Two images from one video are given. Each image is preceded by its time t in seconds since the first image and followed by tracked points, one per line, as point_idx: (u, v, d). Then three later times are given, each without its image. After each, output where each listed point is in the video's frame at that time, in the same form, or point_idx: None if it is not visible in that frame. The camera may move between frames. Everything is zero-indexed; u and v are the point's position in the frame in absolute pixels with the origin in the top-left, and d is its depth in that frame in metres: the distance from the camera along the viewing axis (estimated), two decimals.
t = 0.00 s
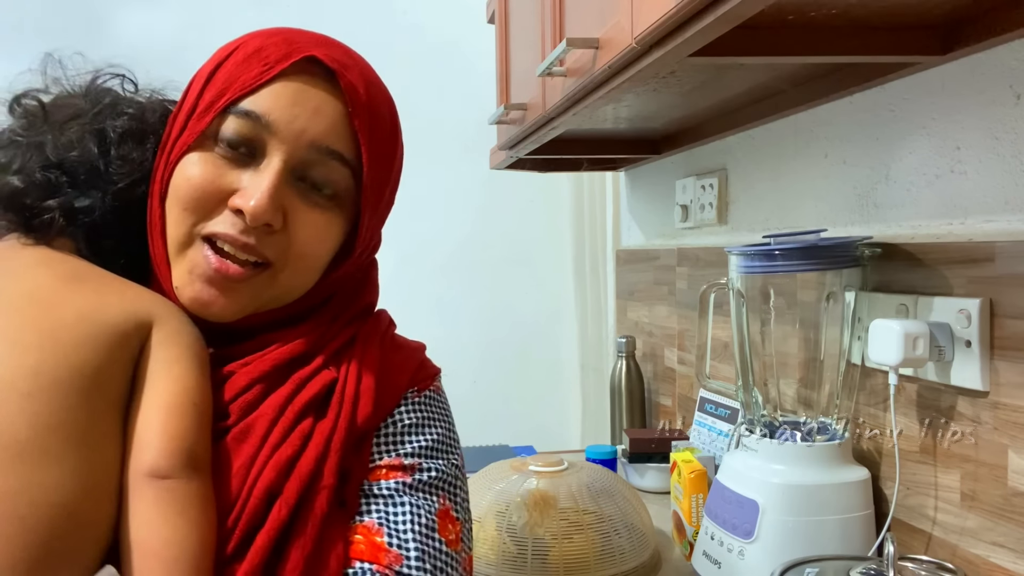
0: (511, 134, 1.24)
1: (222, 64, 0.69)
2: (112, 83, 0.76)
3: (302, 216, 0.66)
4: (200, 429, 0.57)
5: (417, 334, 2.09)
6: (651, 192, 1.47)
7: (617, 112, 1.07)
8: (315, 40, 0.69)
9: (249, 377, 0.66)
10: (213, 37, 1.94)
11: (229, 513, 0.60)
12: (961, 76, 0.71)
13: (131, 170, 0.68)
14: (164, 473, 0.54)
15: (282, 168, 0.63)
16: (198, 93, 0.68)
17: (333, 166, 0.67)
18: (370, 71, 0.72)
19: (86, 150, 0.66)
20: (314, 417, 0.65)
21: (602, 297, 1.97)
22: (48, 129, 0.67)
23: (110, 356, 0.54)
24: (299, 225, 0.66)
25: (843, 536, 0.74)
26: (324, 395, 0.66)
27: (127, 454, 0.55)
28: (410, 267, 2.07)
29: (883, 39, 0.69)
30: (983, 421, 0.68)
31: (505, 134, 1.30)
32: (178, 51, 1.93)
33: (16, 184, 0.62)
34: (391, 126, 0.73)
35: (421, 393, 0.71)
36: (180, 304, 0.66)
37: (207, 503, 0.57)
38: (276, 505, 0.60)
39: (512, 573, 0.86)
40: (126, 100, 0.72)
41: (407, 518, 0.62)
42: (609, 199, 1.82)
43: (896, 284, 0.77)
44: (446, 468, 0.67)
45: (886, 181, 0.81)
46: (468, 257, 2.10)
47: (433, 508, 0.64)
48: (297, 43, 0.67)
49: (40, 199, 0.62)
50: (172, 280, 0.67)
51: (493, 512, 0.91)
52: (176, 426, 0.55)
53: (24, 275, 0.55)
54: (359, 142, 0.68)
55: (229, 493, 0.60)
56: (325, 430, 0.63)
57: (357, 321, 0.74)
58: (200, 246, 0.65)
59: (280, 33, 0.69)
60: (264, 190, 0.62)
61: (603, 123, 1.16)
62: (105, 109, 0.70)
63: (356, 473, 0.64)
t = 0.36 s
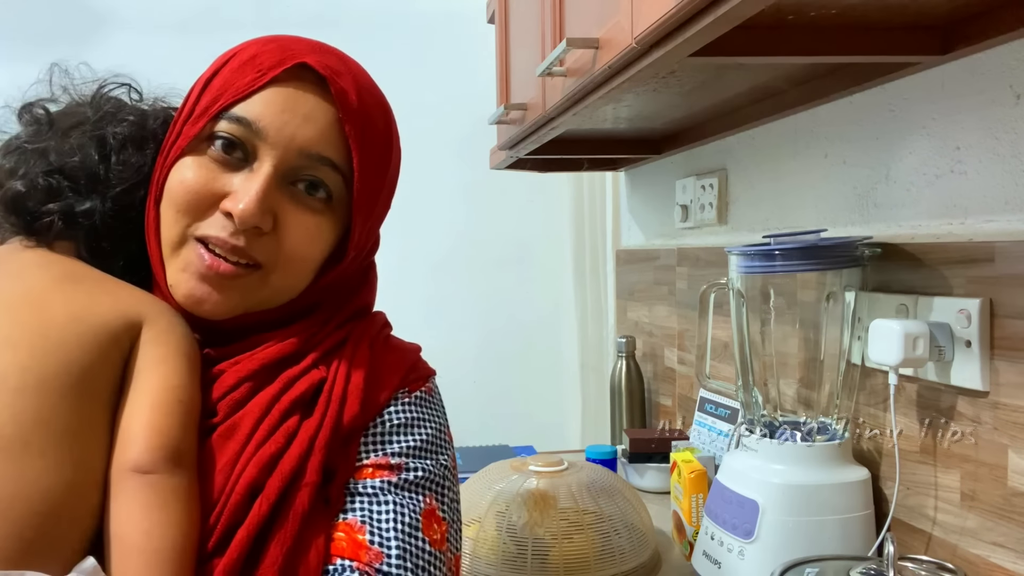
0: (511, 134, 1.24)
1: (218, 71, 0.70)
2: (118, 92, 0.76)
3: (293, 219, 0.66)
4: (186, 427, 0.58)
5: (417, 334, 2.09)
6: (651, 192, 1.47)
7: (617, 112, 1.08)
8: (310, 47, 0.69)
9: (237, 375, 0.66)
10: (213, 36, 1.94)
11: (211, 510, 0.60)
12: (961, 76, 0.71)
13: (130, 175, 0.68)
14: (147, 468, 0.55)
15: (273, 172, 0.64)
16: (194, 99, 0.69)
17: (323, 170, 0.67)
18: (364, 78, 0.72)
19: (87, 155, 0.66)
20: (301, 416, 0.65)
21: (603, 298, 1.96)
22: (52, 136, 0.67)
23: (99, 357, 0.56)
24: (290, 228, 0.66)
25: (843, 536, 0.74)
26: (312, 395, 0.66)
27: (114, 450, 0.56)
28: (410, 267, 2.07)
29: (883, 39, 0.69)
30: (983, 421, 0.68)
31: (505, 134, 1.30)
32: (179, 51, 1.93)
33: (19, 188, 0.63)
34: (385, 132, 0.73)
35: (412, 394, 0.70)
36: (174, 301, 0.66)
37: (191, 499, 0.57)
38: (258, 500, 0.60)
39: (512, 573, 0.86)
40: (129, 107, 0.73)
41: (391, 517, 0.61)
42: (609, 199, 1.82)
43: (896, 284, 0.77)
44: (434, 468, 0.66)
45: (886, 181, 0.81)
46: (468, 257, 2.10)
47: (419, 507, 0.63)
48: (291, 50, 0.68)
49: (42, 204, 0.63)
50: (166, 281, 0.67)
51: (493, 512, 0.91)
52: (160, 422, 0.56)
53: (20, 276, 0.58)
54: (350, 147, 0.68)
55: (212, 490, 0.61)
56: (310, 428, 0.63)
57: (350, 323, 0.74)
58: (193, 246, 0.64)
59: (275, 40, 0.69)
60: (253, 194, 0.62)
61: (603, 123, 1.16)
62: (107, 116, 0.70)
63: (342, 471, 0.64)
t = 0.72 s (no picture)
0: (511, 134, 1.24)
1: (197, 65, 0.71)
2: (101, 94, 0.77)
3: (277, 204, 0.65)
4: (173, 421, 0.58)
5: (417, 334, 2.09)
6: (651, 192, 1.47)
7: (617, 112, 1.07)
8: (289, 36, 0.69)
9: (225, 370, 0.66)
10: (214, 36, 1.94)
11: (201, 507, 0.60)
12: (961, 76, 0.71)
13: (113, 172, 0.69)
14: (135, 463, 0.55)
15: (254, 154, 0.64)
16: (176, 91, 0.69)
17: (305, 154, 0.67)
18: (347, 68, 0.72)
19: (68, 155, 0.67)
20: (291, 409, 0.65)
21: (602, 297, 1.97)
22: (34, 137, 0.68)
23: (88, 354, 0.57)
24: (274, 211, 0.65)
25: (843, 536, 0.74)
26: (302, 388, 0.67)
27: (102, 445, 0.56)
28: (410, 267, 2.07)
29: (884, 39, 0.69)
30: (983, 421, 0.68)
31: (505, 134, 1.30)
32: (180, 51, 1.93)
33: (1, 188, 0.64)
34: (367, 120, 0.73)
35: (402, 386, 0.70)
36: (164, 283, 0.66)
37: (179, 493, 0.57)
38: (249, 494, 0.60)
39: (512, 573, 0.86)
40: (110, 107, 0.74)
41: (384, 509, 0.61)
42: (609, 200, 1.82)
43: (896, 284, 0.77)
44: (426, 459, 0.66)
45: (886, 181, 0.81)
46: (468, 257, 2.10)
47: (411, 498, 0.63)
48: (270, 37, 0.68)
49: (25, 203, 0.64)
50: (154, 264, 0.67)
51: (493, 512, 0.91)
52: (148, 416, 0.56)
53: (12, 277, 0.58)
54: (331, 131, 0.68)
55: (201, 486, 0.60)
56: (300, 421, 0.63)
57: (339, 316, 0.74)
58: (178, 229, 0.64)
59: (254, 30, 0.70)
60: (233, 176, 0.63)
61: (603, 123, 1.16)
62: (88, 115, 0.71)
63: (334, 464, 0.64)
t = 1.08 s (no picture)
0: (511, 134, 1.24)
1: (179, 65, 0.70)
2: (96, 94, 0.79)
3: (256, 209, 0.64)
4: (172, 422, 0.59)
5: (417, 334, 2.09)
6: (651, 192, 1.47)
7: (617, 112, 1.07)
8: (271, 33, 0.68)
9: (220, 371, 0.66)
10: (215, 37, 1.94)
11: (199, 510, 0.60)
12: (961, 76, 0.71)
13: (105, 172, 0.69)
14: (134, 463, 0.55)
15: (230, 158, 0.63)
16: (159, 92, 0.69)
17: (285, 158, 0.65)
18: (332, 65, 0.70)
19: (62, 154, 0.68)
20: (289, 409, 0.65)
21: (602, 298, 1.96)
22: (28, 135, 0.69)
23: (85, 354, 0.57)
24: (252, 216, 0.64)
25: (843, 536, 0.74)
26: (299, 388, 0.66)
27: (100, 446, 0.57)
28: (410, 267, 2.07)
29: (884, 39, 0.69)
30: (983, 421, 0.68)
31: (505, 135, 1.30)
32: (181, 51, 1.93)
33: None
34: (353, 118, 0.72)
35: (400, 384, 0.70)
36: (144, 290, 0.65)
37: (179, 494, 0.58)
38: (248, 496, 0.60)
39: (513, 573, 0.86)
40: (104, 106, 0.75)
41: (383, 509, 0.61)
42: (609, 200, 1.82)
43: (896, 284, 0.77)
44: (425, 458, 0.66)
45: (886, 181, 0.81)
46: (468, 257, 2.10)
47: (411, 498, 0.63)
48: (251, 35, 0.67)
49: (20, 201, 0.65)
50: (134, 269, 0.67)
51: (493, 512, 0.91)
52: (146, 417, 0.57)
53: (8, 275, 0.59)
54: (312, 132, 0.66)
55: (199, 488, 0.61)
56: (298, 422, 0.63)
57: (335, 317, 0.73)
58: (157, 234, 0.64)
59: (238, 27, 0.69)
60: (208, 180, 0.62)
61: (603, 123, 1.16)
62: (82, 114, 0.72)
63: (333, 465, 0.64)
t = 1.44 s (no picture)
0: (511, 134, 1.24)
1: (177, 62, 0.69)
2: (98, 83, 0.78)
3: (259, 220, 0.64)
4: (168, 436, 0.58)
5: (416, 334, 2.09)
6: (651, 192, 1.47)
7: (617, 112, 1.07)
8: (272, 28, 0.66)
9: (219, 382, 0.66)
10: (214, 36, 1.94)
11: (197, 525, 0.60)
12: (961, 76, 0.71)
13: (102, 170, 0.69)
14: (128, 480, 0.55)
15: (233, 169, 0.62)
16: (156, 92, 0.68)
17: (289, 164, 0.65)
18: (336, 61, 0.69)
19: (59, 149, 0.68)
20: (289, 422, 0.65)
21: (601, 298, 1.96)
22: (26, 129, 0.70)
23: (78, 364, 0.57)
24: (255, 229, 0.64)
25: (843, 536, 0.74)
26: (299, 399, 0.66)
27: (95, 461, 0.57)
28: (409, 267, 2.07)
29: (883, 39, 0.70)
30: (983, 421, 0.68)
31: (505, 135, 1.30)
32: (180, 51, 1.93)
33: None
34: (359, 117, 0.71)
35: (404, 394, 0.69)
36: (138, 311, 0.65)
37: (177, 511, 0.57)
38: (246, 514, 0.60)
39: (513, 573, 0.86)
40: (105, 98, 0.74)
41: (384, 527, 0.60)
42: (609, 200, 1.82)
43: (896, 284, 0.77)
44: (428, 471, 0.66)
45: (886, 181, 0.81)
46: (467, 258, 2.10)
47: (412, 515, 0.62)
48: (252, 32, 0.66)
49: (15, 199, 0.66)
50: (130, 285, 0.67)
51: (493, 512, 0.90)
52: (142, 431, 0.57)
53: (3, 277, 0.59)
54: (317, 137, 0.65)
55: (197, 502, 0.61)
56: (299, 436, 0.63)
57: (340, 320, 0.73)
58: (155, 250, 0.64)
59: (238, 21, 0.68)
60: (211, 194, 0.61)
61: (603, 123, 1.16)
62: (81, 107, 0.72)
63: (334, 478, 0.64)
